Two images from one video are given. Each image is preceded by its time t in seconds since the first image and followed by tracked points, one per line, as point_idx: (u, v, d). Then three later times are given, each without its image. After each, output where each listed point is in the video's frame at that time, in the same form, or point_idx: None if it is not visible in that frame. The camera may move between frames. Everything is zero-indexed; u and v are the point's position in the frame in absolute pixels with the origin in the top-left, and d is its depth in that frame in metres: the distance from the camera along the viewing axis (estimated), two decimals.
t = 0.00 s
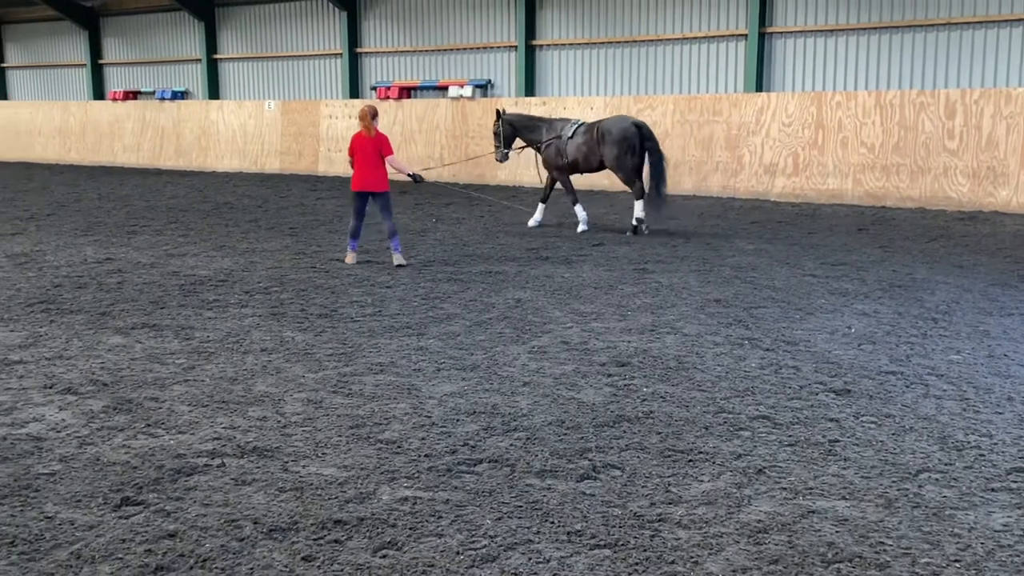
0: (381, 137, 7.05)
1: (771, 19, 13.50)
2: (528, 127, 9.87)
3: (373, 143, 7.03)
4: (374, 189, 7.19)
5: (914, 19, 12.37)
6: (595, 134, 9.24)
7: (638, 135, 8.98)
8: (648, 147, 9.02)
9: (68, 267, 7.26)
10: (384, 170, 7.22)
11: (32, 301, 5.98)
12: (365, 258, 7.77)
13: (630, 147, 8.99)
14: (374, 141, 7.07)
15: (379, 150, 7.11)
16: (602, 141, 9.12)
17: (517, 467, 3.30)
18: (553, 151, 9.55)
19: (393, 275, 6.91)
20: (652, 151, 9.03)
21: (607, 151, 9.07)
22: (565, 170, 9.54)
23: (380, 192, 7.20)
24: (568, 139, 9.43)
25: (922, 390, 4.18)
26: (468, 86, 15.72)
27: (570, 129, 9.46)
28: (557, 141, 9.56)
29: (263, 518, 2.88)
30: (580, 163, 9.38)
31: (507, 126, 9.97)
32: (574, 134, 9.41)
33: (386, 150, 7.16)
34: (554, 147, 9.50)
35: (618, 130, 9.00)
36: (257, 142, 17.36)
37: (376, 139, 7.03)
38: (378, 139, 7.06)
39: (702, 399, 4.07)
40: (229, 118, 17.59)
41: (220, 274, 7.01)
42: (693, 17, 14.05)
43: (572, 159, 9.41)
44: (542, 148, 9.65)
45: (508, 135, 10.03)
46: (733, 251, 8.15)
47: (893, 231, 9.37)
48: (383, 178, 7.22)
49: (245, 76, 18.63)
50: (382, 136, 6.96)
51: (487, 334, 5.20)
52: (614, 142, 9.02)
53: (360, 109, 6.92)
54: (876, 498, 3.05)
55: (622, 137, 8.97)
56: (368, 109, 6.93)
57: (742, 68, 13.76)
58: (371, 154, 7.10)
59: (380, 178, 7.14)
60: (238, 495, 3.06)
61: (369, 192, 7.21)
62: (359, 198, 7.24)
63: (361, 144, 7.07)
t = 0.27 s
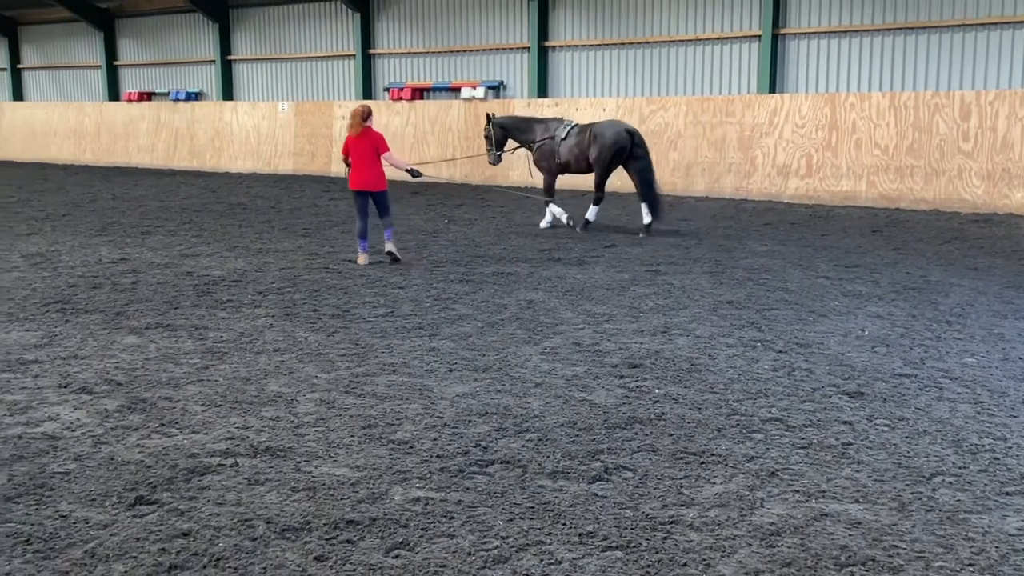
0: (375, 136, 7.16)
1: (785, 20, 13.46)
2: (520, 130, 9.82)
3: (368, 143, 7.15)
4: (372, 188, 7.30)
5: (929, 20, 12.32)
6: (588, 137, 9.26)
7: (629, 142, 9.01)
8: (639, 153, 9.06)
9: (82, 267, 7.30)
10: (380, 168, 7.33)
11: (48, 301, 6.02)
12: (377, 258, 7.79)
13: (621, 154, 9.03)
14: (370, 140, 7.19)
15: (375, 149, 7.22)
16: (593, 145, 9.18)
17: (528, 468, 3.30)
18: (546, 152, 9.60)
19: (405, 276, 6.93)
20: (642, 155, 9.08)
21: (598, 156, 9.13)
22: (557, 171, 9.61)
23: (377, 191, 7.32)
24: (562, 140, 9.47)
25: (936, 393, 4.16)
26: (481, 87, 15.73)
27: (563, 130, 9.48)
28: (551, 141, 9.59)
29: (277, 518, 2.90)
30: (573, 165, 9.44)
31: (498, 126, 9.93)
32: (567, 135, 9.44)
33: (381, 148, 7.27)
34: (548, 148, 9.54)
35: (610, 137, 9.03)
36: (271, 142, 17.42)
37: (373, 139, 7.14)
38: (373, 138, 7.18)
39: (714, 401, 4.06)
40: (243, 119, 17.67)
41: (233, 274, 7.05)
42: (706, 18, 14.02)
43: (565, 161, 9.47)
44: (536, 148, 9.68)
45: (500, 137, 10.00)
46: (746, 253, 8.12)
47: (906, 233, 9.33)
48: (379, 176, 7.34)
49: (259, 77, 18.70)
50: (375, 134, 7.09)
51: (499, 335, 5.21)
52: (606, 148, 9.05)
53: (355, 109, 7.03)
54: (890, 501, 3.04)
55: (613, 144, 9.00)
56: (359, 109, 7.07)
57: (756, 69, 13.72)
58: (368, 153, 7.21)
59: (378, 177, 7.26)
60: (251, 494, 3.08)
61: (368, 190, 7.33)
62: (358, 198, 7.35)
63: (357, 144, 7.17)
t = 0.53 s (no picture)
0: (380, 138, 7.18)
1: (799, 21, 13.41)
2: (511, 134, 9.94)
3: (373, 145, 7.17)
4: (377, 189, 7.32)
5: (944, 22, 12.26)
6: (578, 137, 9.37)
7: (620, 141, 9.19)
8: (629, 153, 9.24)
9: (97, 267, 7.34)
10: (385, 169, 7.35)
11: (63, 301, 6.06)
12: (389, 259, 7.81)
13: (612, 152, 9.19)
14: (375, 142, 7.20)
15: (380, 150, 7.25)
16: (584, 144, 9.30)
17: (540, 470, 3.30)
18: (536, 153, 9.68)
19: (418, 277, 6.94)
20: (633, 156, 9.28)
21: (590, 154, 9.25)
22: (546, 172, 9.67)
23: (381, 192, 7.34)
24: (551, 141, 9.57)
25: (951, 396, 4.14)
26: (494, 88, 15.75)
27: (553, 131, 9.60)
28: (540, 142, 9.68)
29: (290, 518, 2.91)
30: (562, 165, 9.52)
31: (489, 129, 10.02)
32: (556, 136, 9.54)
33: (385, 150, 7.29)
34: (537, 149, 9.63)
35: (601, 135, 9.20)
36: (284, 143, 17.48)
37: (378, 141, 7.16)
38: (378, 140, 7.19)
39: (727, 403, 4.05)
40: (257, 120, 17.74)
41: (247, 275, 7.07)
42: (720, 18, 13.99)
43: (554, 161, 9.54)
44: (525, 150, 9.76)
45: (490, 141, 10.10)
46: (759, 255, 8.09)
47: (921, 236, 9.28)
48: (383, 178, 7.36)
49: (273, 78, 18.77)
50: (379, 135, 7.11)
51: (512, 336, 5.21)
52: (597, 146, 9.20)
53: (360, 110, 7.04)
54: (905, 505, 3.02)
55: (605, 142, 9.17)
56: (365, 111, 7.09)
57: (769, 70, 13.67)
58: (373, 156, 7.23)
59: (382, 179, 7.28)
60: (264, 494, 3.09)
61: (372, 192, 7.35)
62: (363, 199, 7.36)
63: (363, 146, 7.19)
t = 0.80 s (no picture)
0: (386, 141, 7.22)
1: (813, 22, 13.35)
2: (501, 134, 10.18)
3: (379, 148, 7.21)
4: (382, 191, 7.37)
5: (961, 23, 12.19)
6: (569, 136, 9.67)
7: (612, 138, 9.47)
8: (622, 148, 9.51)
9: (112, 267, 7.38)
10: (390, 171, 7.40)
11: (78, 301, 6.09)
12: (401, 260, 7.82)
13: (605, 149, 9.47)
14: (381, 145, 7.24)
15: (386, 152, 7.30)
16: (575, 142, 9.59)
17: (553, 471, 3.30)
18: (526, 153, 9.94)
19: (430, 277, 6.95)
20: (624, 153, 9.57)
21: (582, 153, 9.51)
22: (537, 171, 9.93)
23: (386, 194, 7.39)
24: (541, 141, 9.84)
25: (966, 399, 4.11)
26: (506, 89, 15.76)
27: (543, 131, 9.87)
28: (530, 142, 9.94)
29: (302, 518, 2.91)
30: (553, 163, 9.78)
31: (479, 130, 10.26)
32: (546, 136, 9.83)
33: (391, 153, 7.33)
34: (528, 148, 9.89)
35: (594, 132, 9.47)
36: (297, 144, 17.54)
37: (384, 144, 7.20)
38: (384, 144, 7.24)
39: (741, 405, 4.03)
40: (270, 121, 17.80)
41: (260, 275, 7.10)
42: (734, 19, 13.95)
43: (545, 159, 9.80)
44: (516, 150, 10.01)
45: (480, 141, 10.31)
46: (772, 257, 8.05)
47: (936, 238, 9.22)
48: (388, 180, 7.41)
49: (286, 79, 18.84)
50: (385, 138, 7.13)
51: (524, 337, 5.21)
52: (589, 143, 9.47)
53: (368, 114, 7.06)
54: (919, 508, 3.00)
55: (598, 139, 9.45)
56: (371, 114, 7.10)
57: (783, 71, 13.62)
58: (379, 158, 7.27)
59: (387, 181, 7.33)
60: (277, 494, 3.09)
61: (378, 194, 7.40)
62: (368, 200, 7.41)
63: (369, 148, 7.22)
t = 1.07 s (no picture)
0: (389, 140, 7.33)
1: (827, 22, 13.30)
2: (493, 135, 10.10)
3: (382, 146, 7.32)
4: (384, 188, 7.47)
5: (976, 23, 12.12)
6: (561, 138, 9.70)
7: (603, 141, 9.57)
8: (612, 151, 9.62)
9: (126, 266, 7.42)
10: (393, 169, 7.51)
11: (92, 300, 6.12)
12: (413, 260, 7.83)
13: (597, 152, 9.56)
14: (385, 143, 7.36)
15: (391, 150, 7.40)
16: (569, 144, 9.65)
17: (565, 472, 3.29)
18: (515, 153, 9.93)
19: (442, 277, 6.95)
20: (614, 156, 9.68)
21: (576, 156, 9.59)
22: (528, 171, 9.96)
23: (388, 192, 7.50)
24: (532, 141, 9.84)
25: (981, 401, 4.08)
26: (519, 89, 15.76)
27: (533, 131, 9.87)
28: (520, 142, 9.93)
29: (314, 517, 2.92)
30: (544, 164, 9.83)
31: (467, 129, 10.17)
32: (537, 137, 9.83)
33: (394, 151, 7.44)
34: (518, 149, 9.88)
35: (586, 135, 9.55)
36: (310, 144, 17.58)
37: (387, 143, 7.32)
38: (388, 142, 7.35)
39: (753, 406, 4.02)
40: (283, 121, 17.85)
41: (273, 274, 7.12)
42: (748, 19, 13.90)
43: (536, 160, 9.83)
44: (505, 149, 9.99)
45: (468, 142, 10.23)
46: (785, 257, 8.02)
47: (951, 238, 9.17)
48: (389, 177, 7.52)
49: (299, 79, 18.89)
50: (392, 136, 7.27)
51: (536, 337, 5.20)
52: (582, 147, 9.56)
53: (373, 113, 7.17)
54: (933, 511, 2.98)
55: (591, 142, 9.54)
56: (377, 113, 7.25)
57: (797, 71, 13.58)
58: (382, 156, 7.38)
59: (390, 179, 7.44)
60: (289, 493, 3.10)
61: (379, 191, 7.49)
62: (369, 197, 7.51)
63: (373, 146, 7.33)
